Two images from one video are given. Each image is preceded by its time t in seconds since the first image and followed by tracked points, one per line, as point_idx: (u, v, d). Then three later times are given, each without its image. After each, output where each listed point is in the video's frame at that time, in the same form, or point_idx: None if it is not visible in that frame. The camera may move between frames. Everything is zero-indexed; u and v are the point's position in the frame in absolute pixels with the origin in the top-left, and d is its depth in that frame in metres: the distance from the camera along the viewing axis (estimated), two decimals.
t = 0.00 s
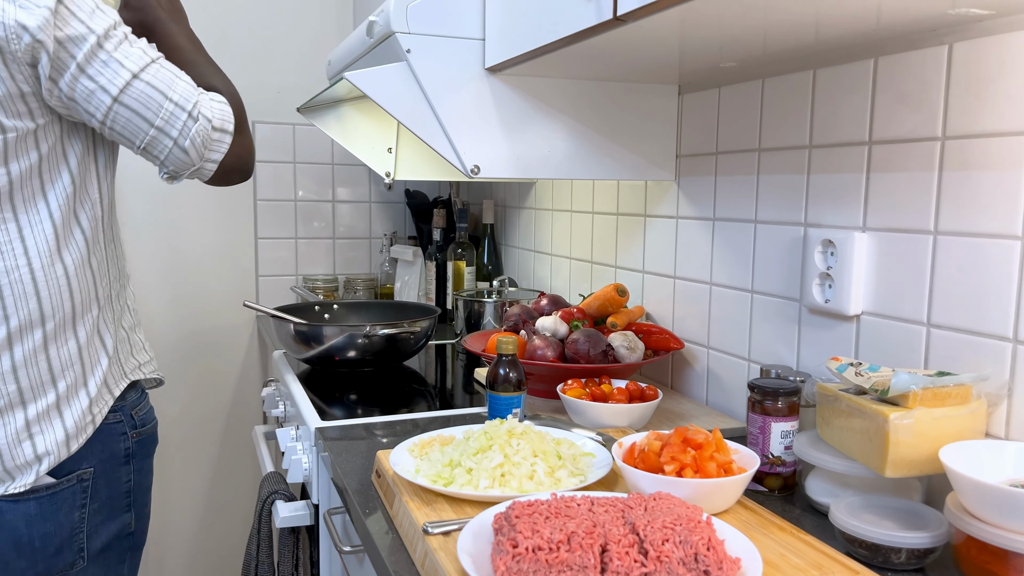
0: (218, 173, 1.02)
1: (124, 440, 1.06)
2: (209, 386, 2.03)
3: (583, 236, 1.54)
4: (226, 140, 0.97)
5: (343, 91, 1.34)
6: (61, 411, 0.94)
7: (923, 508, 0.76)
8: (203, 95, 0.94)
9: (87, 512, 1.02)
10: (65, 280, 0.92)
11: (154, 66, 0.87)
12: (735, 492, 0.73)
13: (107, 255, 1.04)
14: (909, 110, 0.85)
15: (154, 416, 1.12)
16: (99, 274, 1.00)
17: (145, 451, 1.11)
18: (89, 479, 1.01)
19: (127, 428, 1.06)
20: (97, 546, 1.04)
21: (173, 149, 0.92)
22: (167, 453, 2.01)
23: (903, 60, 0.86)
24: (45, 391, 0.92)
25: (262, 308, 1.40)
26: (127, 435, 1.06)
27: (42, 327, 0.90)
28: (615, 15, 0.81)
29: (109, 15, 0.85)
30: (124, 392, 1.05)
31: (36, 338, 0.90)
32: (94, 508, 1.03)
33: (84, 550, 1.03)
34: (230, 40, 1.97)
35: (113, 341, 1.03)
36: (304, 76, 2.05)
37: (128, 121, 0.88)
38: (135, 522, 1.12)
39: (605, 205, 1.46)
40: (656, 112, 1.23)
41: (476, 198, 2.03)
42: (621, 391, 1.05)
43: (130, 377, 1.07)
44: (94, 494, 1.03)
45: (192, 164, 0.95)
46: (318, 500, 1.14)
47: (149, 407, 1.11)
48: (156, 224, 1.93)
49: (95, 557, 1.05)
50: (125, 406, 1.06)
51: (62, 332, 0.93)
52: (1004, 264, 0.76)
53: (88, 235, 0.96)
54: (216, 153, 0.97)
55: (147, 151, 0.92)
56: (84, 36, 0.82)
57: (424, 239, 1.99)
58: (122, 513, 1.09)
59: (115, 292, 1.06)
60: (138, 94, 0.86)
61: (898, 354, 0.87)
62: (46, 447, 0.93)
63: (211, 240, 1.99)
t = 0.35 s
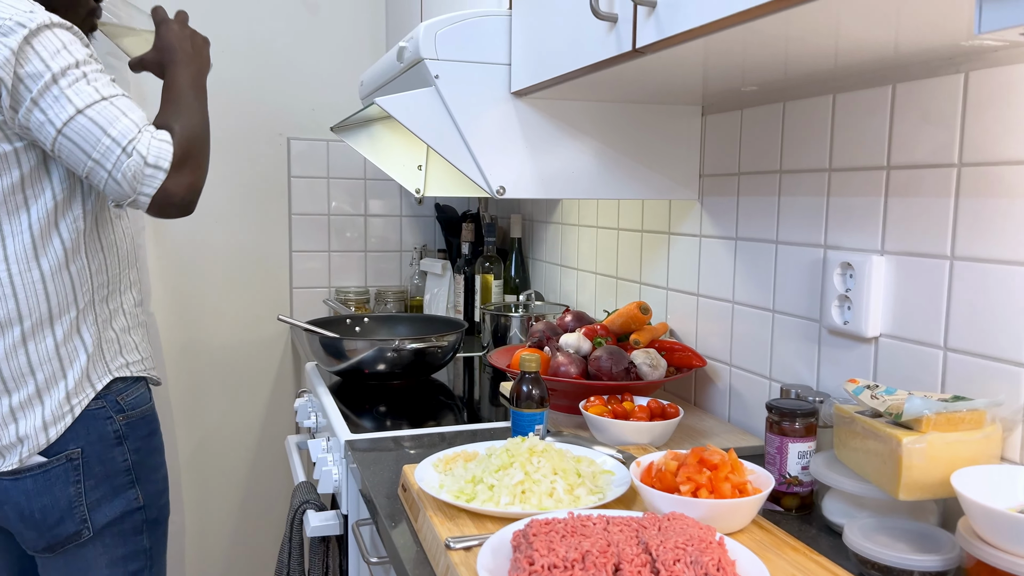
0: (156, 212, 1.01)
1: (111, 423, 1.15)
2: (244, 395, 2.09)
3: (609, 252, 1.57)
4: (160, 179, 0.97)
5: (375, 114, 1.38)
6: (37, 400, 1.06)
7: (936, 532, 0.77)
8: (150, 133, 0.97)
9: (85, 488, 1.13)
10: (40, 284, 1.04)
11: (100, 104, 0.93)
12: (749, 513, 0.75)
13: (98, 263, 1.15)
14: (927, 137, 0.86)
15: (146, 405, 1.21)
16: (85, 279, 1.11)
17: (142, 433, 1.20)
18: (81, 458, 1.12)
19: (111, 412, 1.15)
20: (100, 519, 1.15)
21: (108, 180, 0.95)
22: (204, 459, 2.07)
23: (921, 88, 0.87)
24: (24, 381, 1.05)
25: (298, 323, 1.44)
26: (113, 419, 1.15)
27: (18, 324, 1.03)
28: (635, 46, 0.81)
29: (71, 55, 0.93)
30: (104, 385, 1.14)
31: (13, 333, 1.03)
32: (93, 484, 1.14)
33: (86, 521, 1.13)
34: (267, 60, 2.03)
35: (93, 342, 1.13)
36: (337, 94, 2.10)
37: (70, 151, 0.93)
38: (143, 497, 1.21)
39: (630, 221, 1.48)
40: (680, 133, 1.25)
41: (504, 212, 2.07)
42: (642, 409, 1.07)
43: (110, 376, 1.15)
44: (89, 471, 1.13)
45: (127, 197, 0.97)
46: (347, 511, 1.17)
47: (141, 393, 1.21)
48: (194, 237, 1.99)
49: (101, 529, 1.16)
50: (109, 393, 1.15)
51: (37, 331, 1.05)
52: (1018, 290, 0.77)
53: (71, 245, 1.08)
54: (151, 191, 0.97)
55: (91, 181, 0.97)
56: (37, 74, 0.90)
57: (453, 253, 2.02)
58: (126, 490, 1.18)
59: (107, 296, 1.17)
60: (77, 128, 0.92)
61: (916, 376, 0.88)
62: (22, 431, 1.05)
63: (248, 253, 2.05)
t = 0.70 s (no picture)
0: (78, 255, 1.01)
1: (128, 423, 1.19)
2: (279, 402, 2.14)
3: (636, 266, 1.59)
4: (95, 230, 0.99)
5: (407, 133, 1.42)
6: (49, 405, 1.13)
7: (955, 553, 0.78)
8: (110, 189, 1.01)
9: (109, 483, 1.17)
10: (51, 291, 1.11)
11: (71, 146, 0.99)
12: (768, 531, 0.77)
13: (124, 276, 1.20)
14: (948, 161, 0.87)
15: (169, 406, 1.25)
16: (103, 287, 1.16)
17: (165, 430, 1.23)
18: (101, 457, 1.16)
19: (127, 412, 1.19)
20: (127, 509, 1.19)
21: (51, 212, 0.99)
22: (240, 464, 2.13)
23: (943, 113, 0.88)
24: (36, 382, 1.12)
25: (332, 335, 1.48)
26: (130, 420, 1.19)
27: (30, 326, 1.12)
28: (657, 76, 0.83)
29: (66, 95, 1.01)
30: (116, 393, 1.17)
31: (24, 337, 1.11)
32: (116, 479, 1.18)
33: (114, 512, 1.18)
34: (303, 76, 2.08)
35: (106, 351, 1.17)
36: (371, 108, 2.15)
37: (30, 177, 0.99)
38: (172, 488, 1.24)
39: (657, 236, 1.51)
40: (706, 151, 1.27)
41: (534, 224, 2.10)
42: (666, 425, 1.09)
43: (121, 386, 1.18)
44: (113, 467, 1.17)
45: (61, 233, 1.00)
46: (378, 520, 1.21)
47: (160, 392, 1.24)
48: (231, 248, 2.05)
49: (129, 516, 1.20)
50: (127, 395, 1.19)
51: (47, 335, 1.12)
52: None
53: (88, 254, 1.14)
54: (82, 237, 0.99)
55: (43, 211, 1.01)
56: (31, 104, 0.98)
57: (483, 265, 2.06)
58: (153, 483, 1.21)
59: (131, 307, 1.22)
60: (41, 160, 0.97)
61: (937, 398, 0.89)
62: (38, 430, 1.13)
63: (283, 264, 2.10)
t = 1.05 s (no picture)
0: (81, 281, 1.05)
1: (180, 433, 1.24)
2: (313, 409, 2.19)
3: (663, 279, 1.61)
4: (98, 265, 1.03)
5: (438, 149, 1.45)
6: (110, 413, 1.18)
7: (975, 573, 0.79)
8: (128, 231, 1.04)
9: (154, 488, 1.21)
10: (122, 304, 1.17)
11: (105, 180, 1.03)
12: (788, 547, 0.78)
13: (189, 294, 1.25)
14: (969, 183, 0.88)
15: (221, 420, 1.29)
16: (169, 302, 1.22)
17: (212, 443, 1.27)
18: (150, 463, 1.21)
19: (181, 422, 1.24)
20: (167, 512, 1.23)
21: (68, 236, 1.04)
22: (275, 469, 2.18)
23: (966, 135, 0.89)
24: (101, 389, 1.18)
25: (364, 345, 1.52)
26: (183, 429, 1.24)
27: (100, 336, 1.17)
28: (680, 102, 0.86)
29: (122, 130, 1.07)
30: (174, 405, 1.22)
31: (93, 347, 1.17)
32: (161, 485, 1.22)
33: (154, 517, 1.22)
34: (338, 90, 2.13)
35: (166, 365, 1.22)
36: (404, 121, 2.20)
37: (63, 199, 1.04)
38: (207, 500, 1.27)
39: (683, 250, 1.52)
40: (732, 168, 1.28)
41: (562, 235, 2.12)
42: (690, 439, 1.11)
43: (178, 398, 1.23)
44: (159, 473, 1.22)
45: (71, 257, 1.04)
46: (409, 527, 1.24)
47: (214, 406, 1.28)
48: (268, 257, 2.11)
49: (168, 521, 1.23)
50: (183, 406, 1.24)
51: (114, 346, 1.17)
52: None
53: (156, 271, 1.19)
54: (87, 268, 1.03)
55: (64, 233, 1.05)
56: (89, 134, 1.05)
57: (512, 275, 2.09)
58: (192, 493, 1.25)
59: (195, 322, 1.27)
60: (75, 187, 1.02)
61: (959, 417, 0.90)
62: (98, 436, 1.18)
63: (317, 273, 2.15)
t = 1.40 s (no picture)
0: (137, 299, 1.08)
1: (215, 448, 1.27)
2: (339, 414, 2.23)
3: (684, 288, 1.62)
4: (157, 285, 1.06)
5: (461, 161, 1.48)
6: (151, 428, 1.23)
7: None
8: (188, 255, 1.08)
9: (187, 499, 1.26)
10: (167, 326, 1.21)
11: (173, 203, 1.07)
12: (799, 560, 0.80)
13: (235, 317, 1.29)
14: (983, 200, 0.89)
15: (256, 438, 1.32)
16: (214, 326, 1.25)
17: (245, 459, 1.30)
18: (184, 474, 1.25)
19: (217, 438, 1.27)
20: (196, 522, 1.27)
21: (129, 253, 1.07)
22: (301, 472, 2.22)
23: (980, 153, 0.90)
24: (144, 404, 1.23)
25: (388, 352, 1.56)
26: (217, 444, 1.27)
27: (147, 354, 1.22)
28: (694, 121, 0.88)
29: (193, 154, 1.11)
30: (213, 425, 1.26)
31: (142, 363, 1.22)
32: (193, 496, 1.26)
33: (184, 527, 1.26)
34: (365, 100, 2.17)
35: (209, 388, 1.25)
36: (429, 130, 2.23)
37: (130, 217, 1.08)
38: (236, 514, 1.30)
39: (703, 260, 1.54)
40: (750, 181, 1.29)
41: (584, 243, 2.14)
42: (707, 449, 1.13)
43: (218, 420, 1.27)
44: (191, 485, 1.26)
45: (131, 274, 1.07)
46: (429, 533, 1.27)
47: (252, 424, 1.32)
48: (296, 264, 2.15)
49: (198, 532, 1.27)
50: (221, 424, 1.27)
51: (160, 364, 1.22)
52: None
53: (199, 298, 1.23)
54: (146, 287, 1.06)
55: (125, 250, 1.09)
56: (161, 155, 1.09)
57: (534, 282, 2.12)
58: (222, 506, 1.28)
59: (239, 344, 1.31)
60: (143, 207, 1.06)
61: (973, 433, 0.91)
62: (136, 450, 1.23)
63: (343, 280, 2.19)
